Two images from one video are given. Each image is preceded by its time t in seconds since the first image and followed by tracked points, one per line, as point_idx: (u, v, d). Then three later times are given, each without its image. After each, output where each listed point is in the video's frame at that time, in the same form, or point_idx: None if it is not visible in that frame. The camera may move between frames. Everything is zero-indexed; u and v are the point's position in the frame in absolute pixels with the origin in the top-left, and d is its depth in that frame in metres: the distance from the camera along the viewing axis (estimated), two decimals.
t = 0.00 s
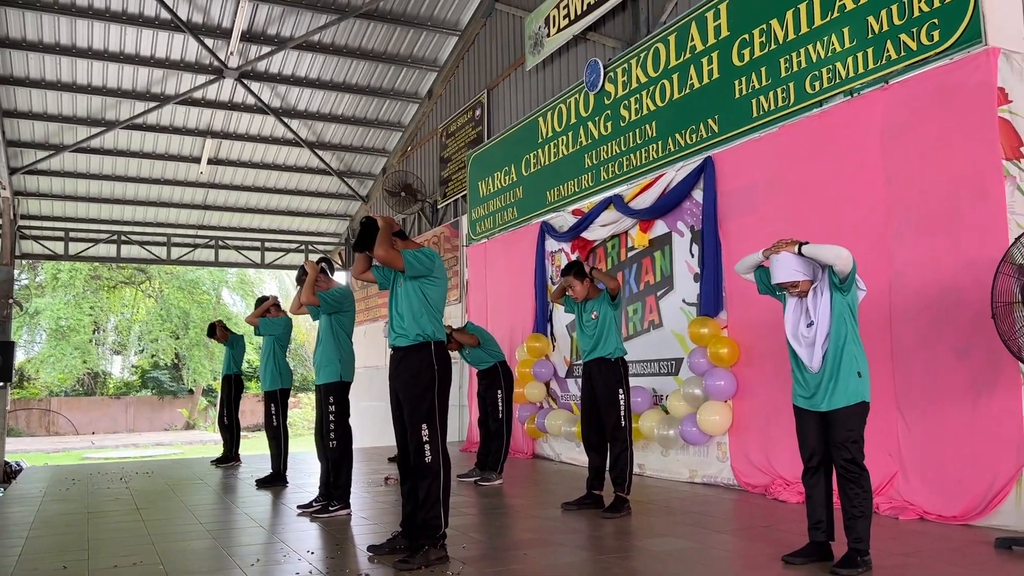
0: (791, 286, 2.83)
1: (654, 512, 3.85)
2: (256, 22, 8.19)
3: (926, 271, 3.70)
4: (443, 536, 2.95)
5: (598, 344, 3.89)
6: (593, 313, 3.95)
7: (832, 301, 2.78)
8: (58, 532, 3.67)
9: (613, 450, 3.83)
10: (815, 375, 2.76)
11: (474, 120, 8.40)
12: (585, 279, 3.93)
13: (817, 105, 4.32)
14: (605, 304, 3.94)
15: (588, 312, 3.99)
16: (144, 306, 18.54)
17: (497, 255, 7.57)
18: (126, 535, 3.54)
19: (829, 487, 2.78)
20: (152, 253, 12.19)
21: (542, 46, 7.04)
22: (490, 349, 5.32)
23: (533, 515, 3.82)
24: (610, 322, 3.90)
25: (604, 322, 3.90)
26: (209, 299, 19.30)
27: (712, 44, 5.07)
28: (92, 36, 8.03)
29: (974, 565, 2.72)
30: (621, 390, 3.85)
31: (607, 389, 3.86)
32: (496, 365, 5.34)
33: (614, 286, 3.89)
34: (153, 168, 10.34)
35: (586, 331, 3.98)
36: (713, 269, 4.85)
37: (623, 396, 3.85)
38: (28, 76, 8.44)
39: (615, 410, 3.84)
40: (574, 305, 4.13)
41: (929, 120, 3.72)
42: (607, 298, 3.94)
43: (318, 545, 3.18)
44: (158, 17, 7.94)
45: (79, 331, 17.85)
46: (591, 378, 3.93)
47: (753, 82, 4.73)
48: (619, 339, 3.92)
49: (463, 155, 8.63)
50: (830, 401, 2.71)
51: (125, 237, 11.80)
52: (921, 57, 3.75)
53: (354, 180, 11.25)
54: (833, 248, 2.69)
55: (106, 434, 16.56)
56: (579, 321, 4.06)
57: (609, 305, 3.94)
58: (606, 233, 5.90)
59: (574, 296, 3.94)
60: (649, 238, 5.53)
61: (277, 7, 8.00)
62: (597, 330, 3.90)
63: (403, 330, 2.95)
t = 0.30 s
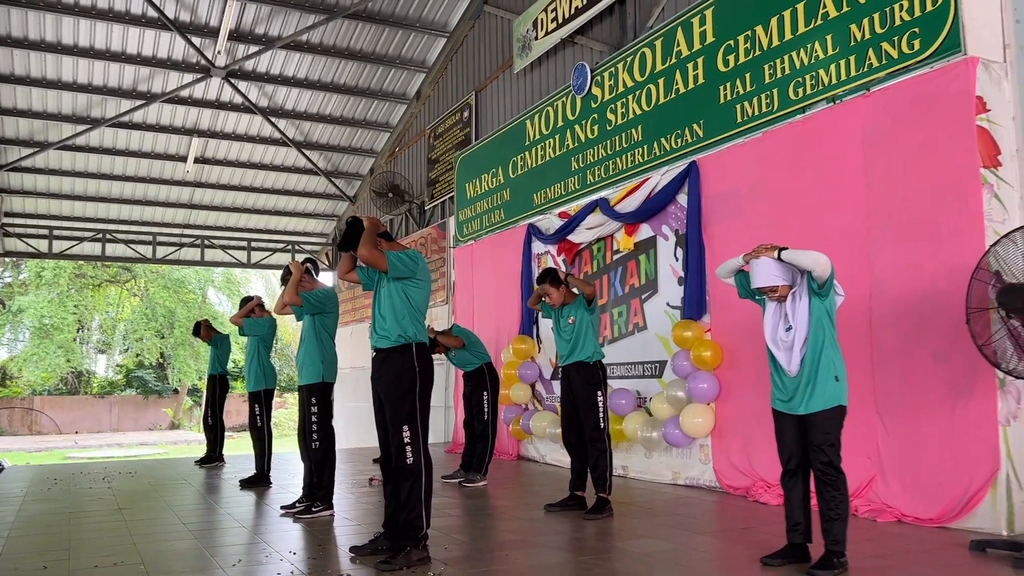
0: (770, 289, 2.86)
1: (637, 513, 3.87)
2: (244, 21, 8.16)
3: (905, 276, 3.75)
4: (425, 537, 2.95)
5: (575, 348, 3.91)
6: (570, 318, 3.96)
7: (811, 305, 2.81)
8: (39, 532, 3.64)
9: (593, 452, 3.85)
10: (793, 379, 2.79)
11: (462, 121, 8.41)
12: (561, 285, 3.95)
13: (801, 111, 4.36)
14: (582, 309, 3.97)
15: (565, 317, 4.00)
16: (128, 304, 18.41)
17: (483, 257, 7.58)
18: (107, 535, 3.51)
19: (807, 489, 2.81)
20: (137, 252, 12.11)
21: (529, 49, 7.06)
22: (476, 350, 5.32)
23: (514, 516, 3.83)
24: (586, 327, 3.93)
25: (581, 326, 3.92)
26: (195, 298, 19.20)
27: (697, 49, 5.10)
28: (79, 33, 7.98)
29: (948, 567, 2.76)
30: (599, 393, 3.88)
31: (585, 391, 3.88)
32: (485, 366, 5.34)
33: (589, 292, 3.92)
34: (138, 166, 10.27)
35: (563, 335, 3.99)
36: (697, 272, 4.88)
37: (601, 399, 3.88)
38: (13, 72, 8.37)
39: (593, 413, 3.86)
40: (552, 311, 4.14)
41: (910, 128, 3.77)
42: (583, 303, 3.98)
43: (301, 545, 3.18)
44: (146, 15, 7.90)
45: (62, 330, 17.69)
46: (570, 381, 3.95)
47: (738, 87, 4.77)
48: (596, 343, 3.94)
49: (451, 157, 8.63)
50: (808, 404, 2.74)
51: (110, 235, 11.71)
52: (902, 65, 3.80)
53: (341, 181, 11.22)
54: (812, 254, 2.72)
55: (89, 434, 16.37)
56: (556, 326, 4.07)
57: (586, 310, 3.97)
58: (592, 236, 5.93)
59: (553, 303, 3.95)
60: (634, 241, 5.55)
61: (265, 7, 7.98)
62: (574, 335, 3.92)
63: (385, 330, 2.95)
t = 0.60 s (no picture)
0: (747, 290, 2.88)
1: (616, 513, 3.89)
2: (227, 19, 8.10)
3: (881, 278, 3.79)
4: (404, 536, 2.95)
5: (555, 348, 3.92)
6: (551, 318, 3.97)
7: (787, 307, 2.83)
8: (16, 531, 3.60)
9: (572, 452, 3.87)
10: (770, 380, 2.82)
11: (446, 121, 8.40)
12: (542, 287, 3.94)
13: (780, 114, 4.40)
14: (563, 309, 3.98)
15: (546, 317, 4.01)
16: (110, 303, 18.23)
17: (466, 257, 7.57)
18: (85, 534, 3.49)
19: (782, 488, 2.84)
20: (119, 249, 12.00)
21: (514, 49, 7.07)
22: (457, 351, 5.31)
23: (494, 516, 3.83)
24: (567, 328, 3.93)
25: (561, 327, 3.92)
26: (178, 297, 19.05)
27: (679, 52, 5.13)
28: (60, 29, 7.90)
29: (921, 566, 2.80)
30: (578, 393, 3.89)
31: (564, 392, 3.89)
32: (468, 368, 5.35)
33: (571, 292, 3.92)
34: (119, 164, 10.17)
35: (543, 335, 4.00)
36: (678, 274, 4.91)
37: (580, 399, 3.89)
38: None
39: (572, 412, 3.87)
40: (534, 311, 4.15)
41: (887, 131, 3.81)
42: (564, 304, 3.98)
43: (279, 545, 3.16)
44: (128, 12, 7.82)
45: (42, 328, 17.47)
46: (549, 381, 3.96)
47: (719, 90, 4.81)
48: (576, 344, 3.95)
49: (435, 156, 8.63)
50: (784, 405, 2.77)
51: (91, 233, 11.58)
52: (879, 70, 3.85)
53: (325, 180, 11.16)
54: (788, 255, 2.74)
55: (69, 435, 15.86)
56: (538, 326, 4.08)
57: (566, 310, 3.97)
58: (574, 237, 5.95)
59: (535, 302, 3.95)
60: (616, 242, 5.58)
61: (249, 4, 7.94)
62: (554, 335, 3.92)
63: (364, 329, 2.94)
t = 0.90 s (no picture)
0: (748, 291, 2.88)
1: (616, 513, 3.89)
2: (229, 19, 8.11)
3: (882, 277, 3.79)
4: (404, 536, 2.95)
5: (560, 346, 3.92)
6: (558, 316, 3.97)
7: (789, 307, 2.83)
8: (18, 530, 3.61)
9: (574, 452, 3.87)
10: (771, 380, 2.82)
11: (447, 122, 8.40)
12: (551, 283, 3.95)
13: (781, 114, 4.40)
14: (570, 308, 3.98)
15: (553, 315, 4.01)
16: (111, 302, 18.24)
17: (467, 257, 7.58)
18: (86, 533, 3.49)
19: (782, 488, 2.84)
20: (120, 249, 12.01)
21: (515, 49, 7.07)
22: (459, 351, 5.31)
23: (494, 515, 3.83)
24: (573, 327, 3.93)
25: (567, 325, 3.92)
26: (179, 297, 19.07)
27: (680, 52, 5.13)
28: (62, 29, 7.90)
29: (921, 566, 2.80)
30: (581, 393, 3.89)
31: (567, 392, 3.89)
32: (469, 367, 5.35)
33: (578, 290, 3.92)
34: (121, 164, 10.18)
35: (549, 333, 4.00)
36: (678, 274, 4.91)
37: (583, 399, 3.89)
38: None
39: (575, 412, 3.87)
40: (540, 309, 4.15)
41: (888, 132, 3.81)
42: (572, 302, 4.00)
43: (280, 544, 3.16)
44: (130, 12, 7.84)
45: (43, 327, 17.47)
46: (552, 381, 3.96)
47: (720, 91, 4.81)
48: (580, 342, 3.94)
49: (435, 157, 8.63)
50: (784, 405, 2.77)
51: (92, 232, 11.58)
52: (880, 70, 3.85)
53: (326, 180, 11.17)
54: (789, 256, 2.74)
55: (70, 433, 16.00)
56: (545, 324, 4.08)
57: (573, 309, 3.98)
58: (575, 237, 5.95)
59: (542, 299, 3.96)
60: (616, 242, 5.57)
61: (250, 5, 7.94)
62: (560, 333, 3.93)
63: (365, 330, 2.94)
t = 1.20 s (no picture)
0: (756, 290, 2.88)
1: (625, 512, 3.89)
2: (236, 19, 8.14)
3: (890, 276, 3.78)
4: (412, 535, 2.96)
5: (572, 344, 3.92)
6: (570, 314, 3.98)
7: (797, 307, 2.83)
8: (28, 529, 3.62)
9: (584, 451, 3.87)
10: (779, 380, 2.81)
11: (453, 121, 8.41)
12: (564, 281, 3.95)
13: (789, 113, 4.39)
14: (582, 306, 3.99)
15: (565, 314, 4.02)
16: (119, 302, 18.32)
17: (474, 256, 7.58)
18: (96, 532, 3.50)
19: (791, 487, 2.83)
20: (128, 249, 12.05)
21: (521, 49, 7.08)
22: (467, 350, 5.32)
23: (501, 514, 3.83)
24: (586, 326, 3.93)
25: (580, 323, 3.93)
26: (185, 296, 19.13)
27: (687, 51, 5.12)
28: (70, 31, 7.94)
29: (930, 566, 2.79)
30: (592, 393, 3.88)
31: (578, 391, 3.89)
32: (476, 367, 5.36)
33: (591, 288, 3.92)
34: (129, 164, 10.22)
35: (562, 331, 4.01)
36: (686, 273, 4.90)
37: (594, 399, 3.89)
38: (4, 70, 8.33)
39: (585, 411, 3.87)
40: (552, 308, 4.16)
41: (896, 129, 3.79)
42: (585, 300, 4.00)
43: (289, 543, 3.17)
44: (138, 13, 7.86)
45: (52, 327, 17.53)
46: (564, 380, 3.96)
47: (727, 90, 4.80)
48: (592, 341, 3.94)
49: (442, 156, 8.64)
50: (792, 405, 2.76)
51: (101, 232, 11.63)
52: (888, 69, 3.83)
53: (332, 180, 11.19)
54: (798, 256, 2.74)
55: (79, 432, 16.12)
56: (557, 322, 4.09)
57: (586, 307, 3.98)
58: (582, 237, 5.94)
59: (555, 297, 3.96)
60: (623, 241, 5.56)
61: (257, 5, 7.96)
62: (572, 331, 3.93)
63: (374, 329, 2.95)
